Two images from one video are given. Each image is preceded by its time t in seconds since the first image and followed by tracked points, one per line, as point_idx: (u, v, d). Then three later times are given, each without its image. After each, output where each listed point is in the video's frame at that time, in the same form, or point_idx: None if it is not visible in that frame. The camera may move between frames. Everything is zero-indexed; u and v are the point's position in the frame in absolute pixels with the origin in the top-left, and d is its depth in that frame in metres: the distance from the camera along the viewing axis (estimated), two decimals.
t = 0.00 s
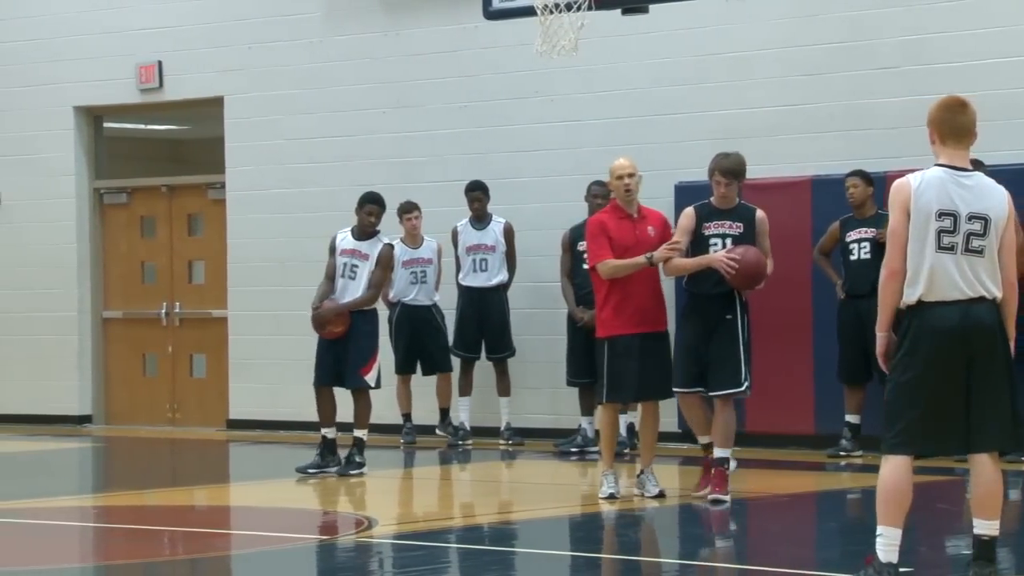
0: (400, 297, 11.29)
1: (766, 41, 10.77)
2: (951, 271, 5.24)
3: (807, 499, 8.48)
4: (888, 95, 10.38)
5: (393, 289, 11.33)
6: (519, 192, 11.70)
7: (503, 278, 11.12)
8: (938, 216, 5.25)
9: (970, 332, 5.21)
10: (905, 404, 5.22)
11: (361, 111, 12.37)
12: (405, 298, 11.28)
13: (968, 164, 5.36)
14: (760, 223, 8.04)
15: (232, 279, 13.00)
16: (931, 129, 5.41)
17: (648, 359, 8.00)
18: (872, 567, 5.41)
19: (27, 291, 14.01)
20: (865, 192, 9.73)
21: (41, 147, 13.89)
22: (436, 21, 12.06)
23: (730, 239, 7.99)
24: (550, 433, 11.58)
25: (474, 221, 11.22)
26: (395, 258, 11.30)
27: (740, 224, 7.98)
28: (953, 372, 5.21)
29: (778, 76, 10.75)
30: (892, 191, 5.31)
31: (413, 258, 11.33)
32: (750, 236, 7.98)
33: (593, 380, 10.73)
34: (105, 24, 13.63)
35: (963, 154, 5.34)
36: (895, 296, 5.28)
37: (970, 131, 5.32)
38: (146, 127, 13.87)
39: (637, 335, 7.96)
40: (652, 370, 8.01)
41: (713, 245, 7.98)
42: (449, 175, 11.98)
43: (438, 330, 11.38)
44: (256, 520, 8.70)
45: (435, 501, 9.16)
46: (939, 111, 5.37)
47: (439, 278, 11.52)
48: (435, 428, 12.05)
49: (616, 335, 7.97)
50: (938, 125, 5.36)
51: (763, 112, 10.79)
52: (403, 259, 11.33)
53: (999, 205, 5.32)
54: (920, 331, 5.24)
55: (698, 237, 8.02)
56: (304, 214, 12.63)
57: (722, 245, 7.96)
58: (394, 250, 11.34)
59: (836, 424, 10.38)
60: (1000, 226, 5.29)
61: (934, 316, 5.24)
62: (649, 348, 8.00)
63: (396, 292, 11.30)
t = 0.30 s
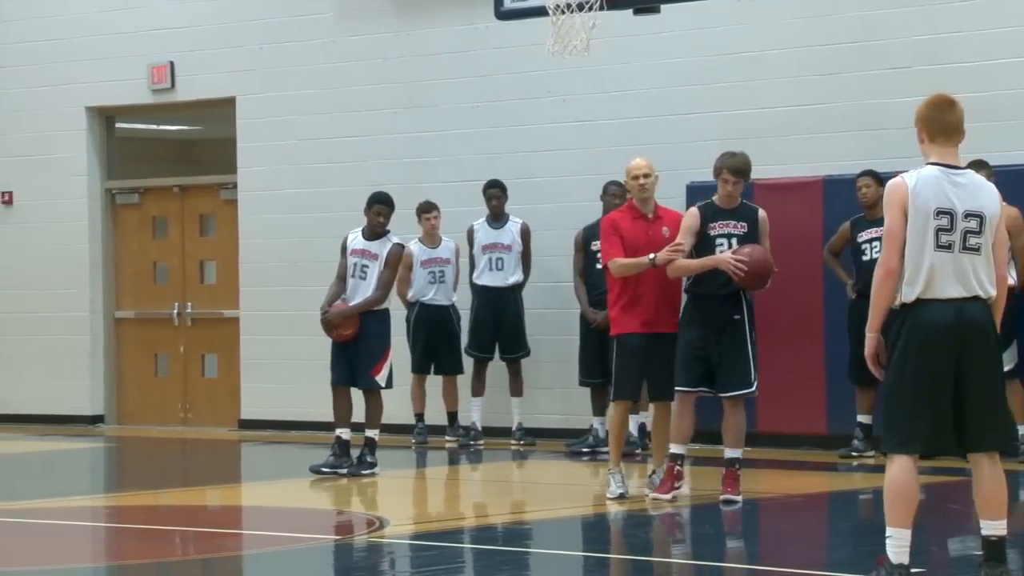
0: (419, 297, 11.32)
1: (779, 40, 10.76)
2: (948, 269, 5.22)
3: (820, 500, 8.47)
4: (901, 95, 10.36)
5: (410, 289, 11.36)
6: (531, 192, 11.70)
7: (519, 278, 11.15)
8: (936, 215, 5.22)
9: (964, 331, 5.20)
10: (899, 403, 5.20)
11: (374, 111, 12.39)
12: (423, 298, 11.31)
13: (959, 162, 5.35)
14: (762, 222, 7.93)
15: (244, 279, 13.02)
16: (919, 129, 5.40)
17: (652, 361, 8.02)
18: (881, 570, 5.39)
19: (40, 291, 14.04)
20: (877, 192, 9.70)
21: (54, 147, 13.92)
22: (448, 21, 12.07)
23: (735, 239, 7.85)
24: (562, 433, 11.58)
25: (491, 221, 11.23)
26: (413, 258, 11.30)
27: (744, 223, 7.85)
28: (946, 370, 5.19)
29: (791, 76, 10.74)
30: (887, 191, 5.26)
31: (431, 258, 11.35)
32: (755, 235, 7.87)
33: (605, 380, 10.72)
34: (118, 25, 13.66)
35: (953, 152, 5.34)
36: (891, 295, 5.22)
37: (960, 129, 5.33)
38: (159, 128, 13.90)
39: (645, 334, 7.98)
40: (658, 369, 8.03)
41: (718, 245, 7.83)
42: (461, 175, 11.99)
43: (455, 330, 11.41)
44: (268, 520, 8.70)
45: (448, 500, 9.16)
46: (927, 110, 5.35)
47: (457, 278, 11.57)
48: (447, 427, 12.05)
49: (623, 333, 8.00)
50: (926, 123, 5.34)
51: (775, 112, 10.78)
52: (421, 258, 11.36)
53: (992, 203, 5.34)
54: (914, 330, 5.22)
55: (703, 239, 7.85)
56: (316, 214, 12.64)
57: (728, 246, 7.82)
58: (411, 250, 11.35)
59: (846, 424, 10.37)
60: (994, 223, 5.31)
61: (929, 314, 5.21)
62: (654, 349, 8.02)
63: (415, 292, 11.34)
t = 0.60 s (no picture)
0: (432, 297, 11.37)
1: (786, 40, 10.76)
2: (940, 270, 5.20)
3: (827, 499, 8.46)
4: (907, 94, 10.36)
5: (423, 289, 11.38)
6: (538, 192, 11.71)
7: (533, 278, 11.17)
8: (926, 216, 5.20)
9: (953, 332, 5.17)
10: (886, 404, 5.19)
11: (381, 111, 12.39)
12: (436, 297, 11.36)
13: (949, 161, 5.34)
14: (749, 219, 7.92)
15: (251, 279, 13.02)
16: (907, 129, 5.37)
17: (651, 362, 8.00)
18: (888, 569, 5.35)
19: (48, 292, 14.05)
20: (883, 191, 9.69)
21: (62, 147, 13.93)
22: (456, 21, 12.07)
23: (726, 236, 7.81)
24: (569, 433, 11.57)
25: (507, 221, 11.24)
26: (427, 257, 11.32)
27: (731, 221, 7.82)
28: (933, 371, 5.17)
29: (798, 76, 10.74)
30: (877, 193, 5.25)
31: (446, 257, 11.38)
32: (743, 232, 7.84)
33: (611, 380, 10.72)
34: (126, 26, 13.67)
35: (940, 153, 5.31)
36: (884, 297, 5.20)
37: (944, 129, 5.28)
38: (166, 128, 13.91)
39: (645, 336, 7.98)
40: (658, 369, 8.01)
41: (710, 244, 7.77)
42: (468, 175, 11.99)
43: (465, 330, 11.44)
44: (275, 520, 8.69)
45: (456, 500, 9.16)
46: (915, 109, 5.32)
47: (471, 278, 11.60)
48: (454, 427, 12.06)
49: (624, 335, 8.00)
50: (914, 123, 5.31)
51: (782, 112, 10.78)
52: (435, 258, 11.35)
53: (983, 202, 5.31)
54: (902, 332, 5.19)
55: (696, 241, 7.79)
56: (323, 214, 12.65)
57: (720, 245, 7.78)
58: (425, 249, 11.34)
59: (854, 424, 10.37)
60: (984, 222, 5.28)
61: (919, 316, 5.18)
62: (654, 351, 8.00)
63: (429, 291, 11.38)
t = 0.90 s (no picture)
0: (435, 297, 11.38)
1: (787, 40, 10.76)
2: (926, 270, 5.19)
3: (827, 500, 8.46)
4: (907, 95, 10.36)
5: (427, 290, 11.41)
6: (539, 192, 11.71)
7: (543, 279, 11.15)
8: (912, 217, 5.20)
9: (939, 335, 5.16)
10: (874, 405, 5.19)
11: (382, 111, 12.39)
12: (439, 297, 11.37)
13: (936, 162, 5.32)
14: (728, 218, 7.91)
15: (252, 279, 13.02)
16: (896, 130, 5.36)
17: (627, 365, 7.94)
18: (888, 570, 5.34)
19: (49, 292, 14.05)
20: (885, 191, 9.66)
21: (63, 147, 13.93)
22: (457, 21, 12.07)
23: (706, 236, 7.80)
24: (570, 433, 11.58)
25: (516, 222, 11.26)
26: (432, 257, 11.35)
27: (711, 219, 7.81)
28: (919, 374, 5.16)
29: (798, 76, 10.74)
30: (864, 194, 5.26)
31: (449, 257, 11.39)
32: (723, 230, 7.84)
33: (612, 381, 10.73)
34: (128, 26, 13.68)
35: (928, 153, 5.31)
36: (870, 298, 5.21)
37: (934, 131, 5.26)
38: (167, 127, 13.92)
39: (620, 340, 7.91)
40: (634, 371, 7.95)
41: (691, 245, 7.77)
42: (469, 175, 11.99)
43: (467, 331, 11.44)
44: (276, 520, 8.69)
45: (456, 500, 9.15)
46: (902, 110, 5.30)
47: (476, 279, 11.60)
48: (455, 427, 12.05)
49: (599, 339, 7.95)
50: (903, 123, 5.30)
51: (783, 112, 10.78)
52: (437, 258, 11.38)
53: (972, 203, 5.30)
54: (888, 332, 5.18)
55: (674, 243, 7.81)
56: (324, 214, 12.65)
57: (702, 244, 7.77)
58: (428, 249, 11.36)
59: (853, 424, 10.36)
60: (972, 223, 5.27)
61: (905, 316, 5.17)
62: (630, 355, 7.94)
63: (431, 291, 11.40)
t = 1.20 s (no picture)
0: (438, 296, 11.38)
1: (789, 40, 10.76)
2: (927, 270, 5.19)
3: (829, 500, 8.45)
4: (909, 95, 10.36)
5: (427, 288, 11.43)
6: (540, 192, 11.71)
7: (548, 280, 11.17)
8: (912, 216, 5.20)
9: (942, 335, 5.15)
10: (878, 407, 5.19)
11: (384, 111, 12.39)
12: (442, 297, 11.38)
13: (939, 162, 5.32)
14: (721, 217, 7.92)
15: (254, 279, 13.02)
16: (899, 130, 5.36)
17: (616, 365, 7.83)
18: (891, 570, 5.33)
19: (52, 292, 14.05)
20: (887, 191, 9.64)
21: (66, 148, 13.94)
22: (459, 22, 12.06)
23: (699, 237, 7.83)
24: (572, 433, 11.58)
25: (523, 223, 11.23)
26: (434, 257, 11.35)
27: (703, 220, 7.83)
28: (923, 374, 5.16)
29: (800, 76, 10.73)
30: (865, 193, 5.27)
31: (452, 257, 11.39)
32: (716, 230, 7.85)
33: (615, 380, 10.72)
34: (130, 26, 13.68)
35: (931, 154, 5.30)
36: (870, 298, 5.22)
37: (941, 127, 5.27)
38: (169, 127, 13.92)
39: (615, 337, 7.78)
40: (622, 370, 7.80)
41: (684, 246, 7.79)
42: (471, 175, 11.99)
43: (468, 331, 11.45)
44: (278, 519, 8.69)
45: (458, 500, 9.15)
46: (906, 111, 5.30)
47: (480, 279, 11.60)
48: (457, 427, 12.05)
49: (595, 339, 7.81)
50: (905, 123, 5.31)
51: (784, 112, 10.78)
52: (439, 257, 11.37)
53: (974, 203, 5.28)
54: (891, 333, 5.18)
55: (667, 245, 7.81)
56: (325, 214, 12.66)
57: (694, 245, 7.79)
58: (433, 249, 11.37)
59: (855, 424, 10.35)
60: (975, 223, 5.25)
61: (907, 316, 5.17)
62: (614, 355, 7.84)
63: (435, 290, 11.40)
